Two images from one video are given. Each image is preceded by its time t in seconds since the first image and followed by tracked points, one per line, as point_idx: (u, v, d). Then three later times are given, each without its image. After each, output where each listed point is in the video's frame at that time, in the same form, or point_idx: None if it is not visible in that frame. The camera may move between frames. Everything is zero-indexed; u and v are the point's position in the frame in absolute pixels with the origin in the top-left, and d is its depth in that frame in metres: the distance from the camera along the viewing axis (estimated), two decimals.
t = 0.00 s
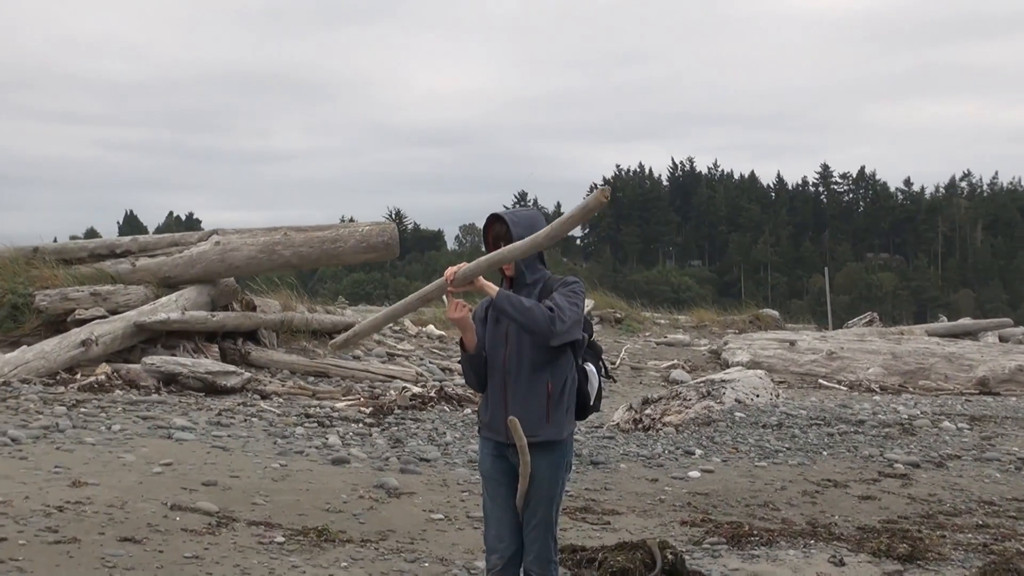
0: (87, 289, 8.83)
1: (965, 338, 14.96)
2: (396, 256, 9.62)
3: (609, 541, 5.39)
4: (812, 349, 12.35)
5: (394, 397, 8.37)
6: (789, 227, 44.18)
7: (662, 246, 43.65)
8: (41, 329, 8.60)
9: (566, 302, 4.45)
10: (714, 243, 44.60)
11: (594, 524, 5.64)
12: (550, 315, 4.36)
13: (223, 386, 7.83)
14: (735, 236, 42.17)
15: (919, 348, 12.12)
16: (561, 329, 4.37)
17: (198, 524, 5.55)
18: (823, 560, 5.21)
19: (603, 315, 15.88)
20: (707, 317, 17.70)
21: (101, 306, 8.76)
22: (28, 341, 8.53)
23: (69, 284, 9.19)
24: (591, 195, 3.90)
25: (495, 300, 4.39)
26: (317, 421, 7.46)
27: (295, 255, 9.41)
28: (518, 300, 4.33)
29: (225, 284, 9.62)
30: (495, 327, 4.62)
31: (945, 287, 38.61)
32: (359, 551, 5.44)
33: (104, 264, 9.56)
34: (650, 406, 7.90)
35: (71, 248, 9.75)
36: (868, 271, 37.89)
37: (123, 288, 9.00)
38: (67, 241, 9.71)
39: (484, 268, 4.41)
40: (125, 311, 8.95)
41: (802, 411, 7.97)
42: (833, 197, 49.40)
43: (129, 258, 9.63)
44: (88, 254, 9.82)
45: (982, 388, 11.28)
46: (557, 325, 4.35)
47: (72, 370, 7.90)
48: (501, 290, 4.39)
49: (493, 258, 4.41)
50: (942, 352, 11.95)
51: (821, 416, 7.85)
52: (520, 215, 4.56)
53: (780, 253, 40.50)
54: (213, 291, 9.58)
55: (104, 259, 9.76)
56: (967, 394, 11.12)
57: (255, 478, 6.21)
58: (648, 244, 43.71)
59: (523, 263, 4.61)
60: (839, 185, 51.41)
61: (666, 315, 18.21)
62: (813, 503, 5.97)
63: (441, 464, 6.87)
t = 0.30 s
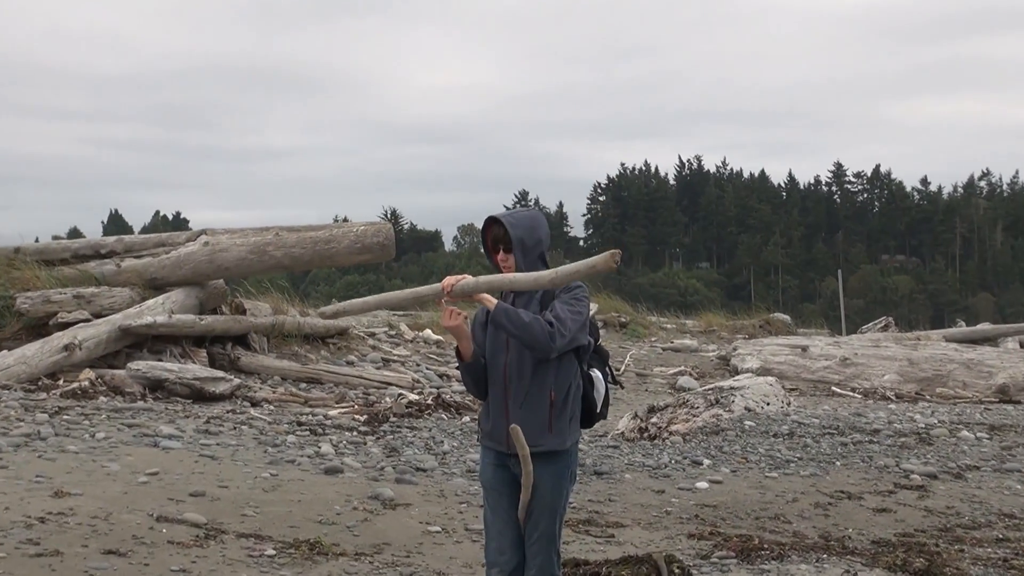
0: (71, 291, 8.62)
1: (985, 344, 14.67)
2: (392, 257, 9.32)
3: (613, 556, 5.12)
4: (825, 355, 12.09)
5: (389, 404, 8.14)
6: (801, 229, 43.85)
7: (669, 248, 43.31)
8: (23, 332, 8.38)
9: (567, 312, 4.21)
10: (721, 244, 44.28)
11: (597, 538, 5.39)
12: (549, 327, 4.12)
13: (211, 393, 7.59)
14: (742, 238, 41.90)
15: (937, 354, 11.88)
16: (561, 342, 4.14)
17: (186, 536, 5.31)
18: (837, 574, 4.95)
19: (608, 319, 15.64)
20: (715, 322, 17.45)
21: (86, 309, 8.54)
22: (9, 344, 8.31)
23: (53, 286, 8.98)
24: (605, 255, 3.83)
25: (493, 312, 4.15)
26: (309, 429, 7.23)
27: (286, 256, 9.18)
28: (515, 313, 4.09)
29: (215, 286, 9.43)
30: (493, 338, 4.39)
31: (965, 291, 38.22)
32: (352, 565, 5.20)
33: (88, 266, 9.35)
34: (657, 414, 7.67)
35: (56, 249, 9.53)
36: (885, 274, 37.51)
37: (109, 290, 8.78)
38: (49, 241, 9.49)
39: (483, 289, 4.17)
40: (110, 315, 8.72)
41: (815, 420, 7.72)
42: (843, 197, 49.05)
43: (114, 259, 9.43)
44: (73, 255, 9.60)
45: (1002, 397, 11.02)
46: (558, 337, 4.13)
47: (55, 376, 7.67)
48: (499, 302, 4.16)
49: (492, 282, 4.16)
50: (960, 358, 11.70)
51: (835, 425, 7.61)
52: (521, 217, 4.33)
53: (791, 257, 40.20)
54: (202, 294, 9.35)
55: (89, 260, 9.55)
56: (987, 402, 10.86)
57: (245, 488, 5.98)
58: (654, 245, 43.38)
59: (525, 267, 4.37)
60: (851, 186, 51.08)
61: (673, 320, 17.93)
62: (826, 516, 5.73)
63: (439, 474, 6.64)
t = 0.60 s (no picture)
0: (54, 290, 8.40)
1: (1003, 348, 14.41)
2: (388, 257, 9.16)
3: (616, 569, 4.88)
4: (838, 360, 11.86)
5: (384, 409, 7.91)
6: (814, 229, 43.46)
7: (675, 247, 42.87)
8: (5, 332, 8.16)
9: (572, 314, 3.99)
10: (729, 244, 43.95)
11: (601, 549, 5.16)
12: (553, 331, 3.90)
13: (199, 396, 7.37)
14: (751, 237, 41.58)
15: (954, 358, 11.65)
16: (565, 347, 3.91)
17: (173, 544, 5.08)
18: None
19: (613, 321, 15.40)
20: (723, 324, 17.21)
21: (70, 308, 8.32)
22: None
23: (36, 284, 8.76)
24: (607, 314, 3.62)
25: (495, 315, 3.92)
26: (300, 434, 7.00)
27: (278, 254, 8.98)
28: (518, 316, 3.89)
29: (205, 284, 9.18)
30: (496, 340, 4.16)
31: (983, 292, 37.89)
32: None
33: (72, 264, 9.12)
34: (663, 420, 7.44)
35: (39, 245, 9.30)
36: (901, 274, 37.16)
37: (93, 289, 8.57)
38: (32, 238, 9.27)
39: (483, 299, 3.90)
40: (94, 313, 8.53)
41: (827, 426, 7.49)
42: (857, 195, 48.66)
43: (99, 256, 9.19)
44: (56, 251, 9.36)
45: (1022, 404, 10.79)
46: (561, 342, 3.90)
47: (37, 376, 7.45)
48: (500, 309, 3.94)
49: (492, 295, 3.88)
50: (979, 364, 11.48)
51: (848, 433, 7.39)
52: (526, 214, 4.10)
53: (803, 259, 39.87)
54: (190, 293, 9.12)
55: (73, 257, 9.30)
56: (1007, 409, 10.63)
57: (234, 495, 5.75)
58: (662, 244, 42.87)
59: (530, 267, 4.15)
60: (867, 186, 50.60)
61: (681, 322, 17.66)
62: (839, 527, 5.51)
63: (436, 482, 6.42)
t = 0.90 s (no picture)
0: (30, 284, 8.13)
1: None
2: (380, 249, 8.91)
3: None
4: (859, 361, 11.57)
5: (377, 412, 7.61)
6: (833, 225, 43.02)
7: (686, 242, 42.93)
8: None
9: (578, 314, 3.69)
10: (745, 239, 43.55)
11: (607, 561, 4.84)
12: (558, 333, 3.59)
13: (181, 398, 7.07)
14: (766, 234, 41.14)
15: (981, 361, 11.37)
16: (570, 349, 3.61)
17: (153, 556, 4.77)
18: None
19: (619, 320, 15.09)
20: (734, 324, 16.89)
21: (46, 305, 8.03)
22: None
23: (12, 279, 8.46)
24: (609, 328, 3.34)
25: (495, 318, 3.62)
26: (289, 438, 6.70)
27: (266, 249, 8.71)
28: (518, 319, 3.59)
29: (187, 280, 8.98)
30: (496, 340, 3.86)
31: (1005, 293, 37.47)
32: None
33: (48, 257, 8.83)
34: (673, 425, 7.13)
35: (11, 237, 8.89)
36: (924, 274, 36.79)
37: (70, 283, 8.30)
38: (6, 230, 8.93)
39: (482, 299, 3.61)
40: (71, 309, 8.26)
41: (846, 433, 7.19)
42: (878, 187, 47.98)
43: (76, 249, 8.83)
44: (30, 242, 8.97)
45: None
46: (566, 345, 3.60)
47: (10, 376, 7.15)
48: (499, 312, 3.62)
49: (491, 297, 3.58)
50: (1007, 367, 11.21)
51: (868, 439, 7.09)
52: (531, 206, 3.80)
53: (822, 257, 39.49)
54: (173, 289, 8.89)
55: (49, 249, 8.92)
56: None
57: (218, 503, 5.45)
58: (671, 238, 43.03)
59: (532, 262, 3.85)
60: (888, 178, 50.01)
61: (690, 322, 17.35)
62: (858, 539, 5.21)
63: (431, 490, 6.11)
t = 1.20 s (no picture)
0: None
1: None
2: (366, 241, 8.47)
3: None
4: (871, 358, 11.45)
5: (363, 413, 7.34)
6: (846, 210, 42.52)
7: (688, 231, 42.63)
8: None
9: (575, 306, 3.40)
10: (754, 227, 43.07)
11: (606, 569, 4.55)
12: (555, 326, 3.31)
13: (157, 399, 6.80)
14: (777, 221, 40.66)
15: (1001, 356, 11.16)
16: (568, 344, 3.33)
17: (127, 565, 4.47)
18: None
19: (619, 315, 14.80)
20: (739, 318, 16.61)
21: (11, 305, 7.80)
22: None
23: None
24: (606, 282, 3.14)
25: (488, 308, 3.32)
26: (270, 441, 6.43)
27: (246, 240, 8.40)
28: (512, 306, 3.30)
29: (162, 275, 8.73)
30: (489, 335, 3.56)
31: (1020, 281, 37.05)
32: None
33: (16, 255, 8.60)
34: (676, 424, 6.87)
35: None
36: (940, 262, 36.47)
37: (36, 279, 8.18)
38: None
39: (473, 286, 3.33)
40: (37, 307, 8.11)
41: (857, 432, 6.92)
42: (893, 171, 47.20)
43: (43, 242, 8.72)
44: None
45: None
46: (565, 338, 3.32)
47: None
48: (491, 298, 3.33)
49: (481, 279, 3.32)
50: None
51: (880, 439, 6.82)
52: (523, 193, 3.51)
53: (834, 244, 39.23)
54: (147, 284, 8.60)
55: (14, 244, 8.83)
56: None
57: (195, 510, 5.17)
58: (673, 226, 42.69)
59: (526, 254, 3.55)
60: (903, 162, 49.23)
61: (694, 316, 17.07)
62: (871, 545, 4.94)
63: (419, 495, 5.85)
